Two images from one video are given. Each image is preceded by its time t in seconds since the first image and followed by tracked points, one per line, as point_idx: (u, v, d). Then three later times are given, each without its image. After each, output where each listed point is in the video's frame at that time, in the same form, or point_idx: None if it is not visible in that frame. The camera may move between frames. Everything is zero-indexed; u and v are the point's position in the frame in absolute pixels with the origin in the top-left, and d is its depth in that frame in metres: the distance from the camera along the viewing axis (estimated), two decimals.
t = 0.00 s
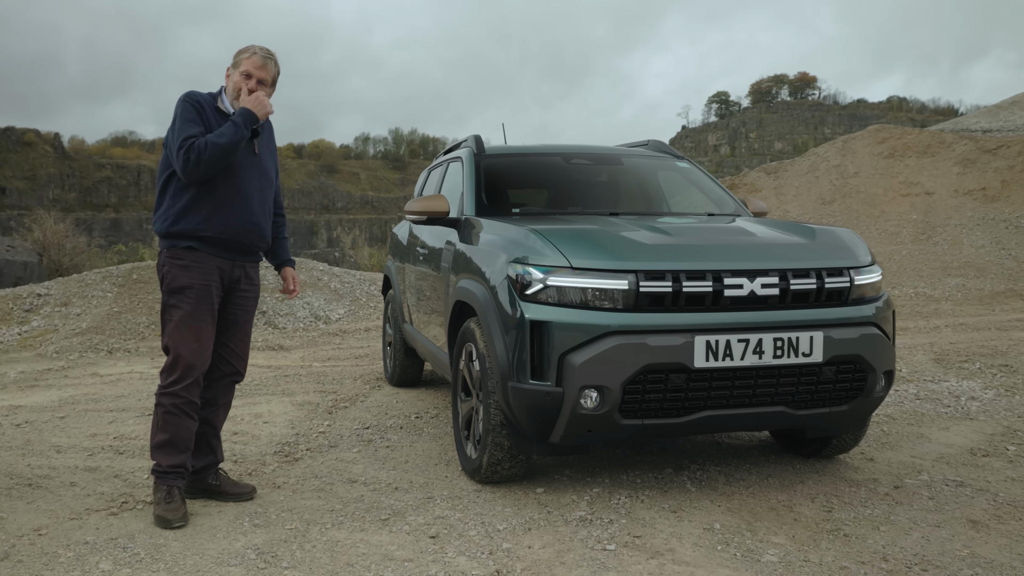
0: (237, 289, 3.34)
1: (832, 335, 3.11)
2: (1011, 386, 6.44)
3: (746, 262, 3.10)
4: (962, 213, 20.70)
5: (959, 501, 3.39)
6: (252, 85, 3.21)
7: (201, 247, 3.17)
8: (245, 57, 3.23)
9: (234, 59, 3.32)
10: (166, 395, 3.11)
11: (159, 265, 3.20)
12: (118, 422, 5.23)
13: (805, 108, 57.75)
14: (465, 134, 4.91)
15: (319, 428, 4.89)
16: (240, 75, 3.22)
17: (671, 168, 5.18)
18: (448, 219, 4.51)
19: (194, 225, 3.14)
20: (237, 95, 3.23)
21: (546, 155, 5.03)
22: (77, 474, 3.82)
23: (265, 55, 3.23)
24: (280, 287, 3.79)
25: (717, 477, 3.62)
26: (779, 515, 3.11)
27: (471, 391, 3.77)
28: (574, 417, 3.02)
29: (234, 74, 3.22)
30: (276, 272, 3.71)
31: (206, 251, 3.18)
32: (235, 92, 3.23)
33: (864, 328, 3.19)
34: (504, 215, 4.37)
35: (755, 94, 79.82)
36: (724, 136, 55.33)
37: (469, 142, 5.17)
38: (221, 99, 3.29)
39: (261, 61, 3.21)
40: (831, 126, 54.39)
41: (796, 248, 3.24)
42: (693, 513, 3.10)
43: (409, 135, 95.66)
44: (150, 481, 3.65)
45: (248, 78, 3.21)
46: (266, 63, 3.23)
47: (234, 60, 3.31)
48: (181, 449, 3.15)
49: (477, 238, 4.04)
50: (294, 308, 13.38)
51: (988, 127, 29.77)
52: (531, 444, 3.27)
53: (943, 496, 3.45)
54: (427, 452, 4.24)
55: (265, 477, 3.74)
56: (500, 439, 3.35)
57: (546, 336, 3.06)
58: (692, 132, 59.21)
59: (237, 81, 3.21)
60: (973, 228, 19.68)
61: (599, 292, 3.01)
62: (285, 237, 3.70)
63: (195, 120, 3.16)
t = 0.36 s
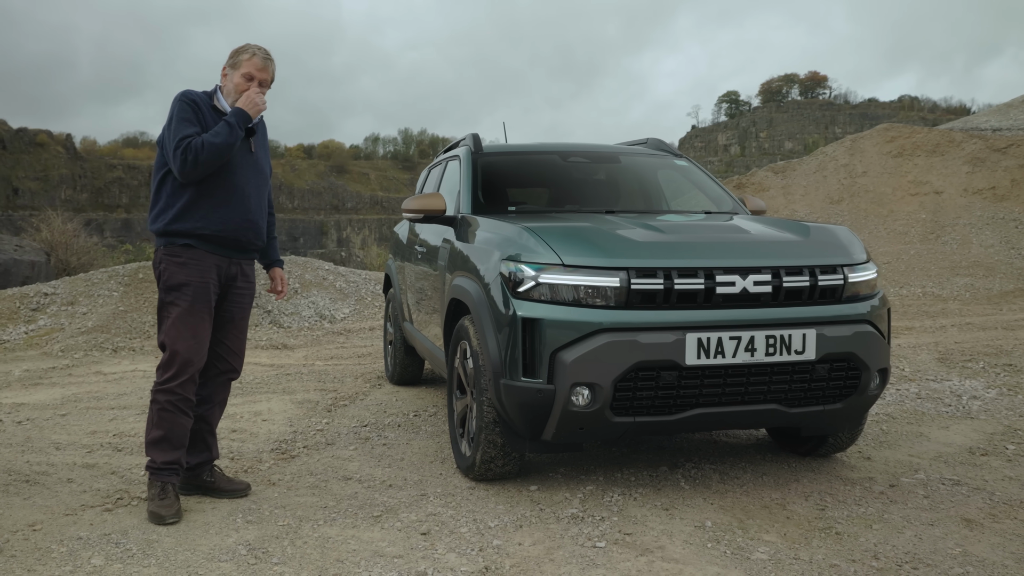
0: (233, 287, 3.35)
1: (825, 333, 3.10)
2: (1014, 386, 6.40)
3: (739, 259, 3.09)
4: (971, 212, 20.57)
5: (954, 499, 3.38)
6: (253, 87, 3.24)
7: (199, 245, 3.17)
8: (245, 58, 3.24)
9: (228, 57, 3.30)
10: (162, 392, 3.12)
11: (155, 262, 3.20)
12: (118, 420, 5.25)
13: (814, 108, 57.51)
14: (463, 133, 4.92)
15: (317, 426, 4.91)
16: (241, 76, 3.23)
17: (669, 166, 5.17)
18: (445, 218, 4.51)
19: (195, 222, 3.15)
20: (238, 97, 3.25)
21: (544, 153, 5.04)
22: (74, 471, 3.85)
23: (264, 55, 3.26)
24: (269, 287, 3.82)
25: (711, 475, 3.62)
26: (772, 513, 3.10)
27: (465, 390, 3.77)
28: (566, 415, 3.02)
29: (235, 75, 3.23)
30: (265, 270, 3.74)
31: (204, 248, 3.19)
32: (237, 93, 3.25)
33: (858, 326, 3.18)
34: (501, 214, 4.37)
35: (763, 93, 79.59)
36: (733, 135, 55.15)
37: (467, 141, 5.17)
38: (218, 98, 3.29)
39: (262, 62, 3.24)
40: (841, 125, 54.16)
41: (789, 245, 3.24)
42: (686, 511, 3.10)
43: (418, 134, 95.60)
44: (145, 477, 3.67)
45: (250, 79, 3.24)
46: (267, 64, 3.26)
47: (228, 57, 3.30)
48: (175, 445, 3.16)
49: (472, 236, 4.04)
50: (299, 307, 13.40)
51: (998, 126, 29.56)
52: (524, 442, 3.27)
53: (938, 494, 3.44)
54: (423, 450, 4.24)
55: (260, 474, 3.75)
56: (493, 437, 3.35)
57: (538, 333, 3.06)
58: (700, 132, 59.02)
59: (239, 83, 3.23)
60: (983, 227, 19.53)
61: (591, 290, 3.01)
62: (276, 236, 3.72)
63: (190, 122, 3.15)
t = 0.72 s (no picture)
0: (232, 286, 3.37)
1: (817, 332, 3.10)
2: (1017, 386, 6.37)
3: (731, 259, 3.10)
4: (980, 211, 20.46)
5: (948, 499, 3.37)
6: (265, 93, 3.34)
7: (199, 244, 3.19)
8: (253, 64, 3.26)
9: (227, 58, 3.27)
10: (161, 391, 3.15)
11: (154, 260, 3.22)
12: (119, 419, 5.28)
13: (822, 108, 57.31)
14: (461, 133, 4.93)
15: (316, 426, 4.92)
16: (253, 84, 3.28)
17: (667, 166, 5.17)
18: (442, 218, 4.52)
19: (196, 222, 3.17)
20: (250, 103, 3.32)
21: (542, 153, 5.05)
22: (72, 469, 3.88)
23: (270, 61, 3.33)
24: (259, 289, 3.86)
25: (705, 475, 3.62)
26: (764, 512, 3.10)
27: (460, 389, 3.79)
28: (558, 414, 3.04)
29: (247, 82, 3.27)
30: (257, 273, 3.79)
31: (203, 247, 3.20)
32: (249, 100, 3.31)
33: (851, 326, 3.18)
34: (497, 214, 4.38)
35: (771, 93, 79.40)
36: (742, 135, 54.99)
37: (465, 141, 5.18)
38: (221, 101, 3.30)
39: (273, 70, 3.32)
40: (849, 124, 53.96)
41: (781, 245, 3.24)
42: (678, 510, 3.10)
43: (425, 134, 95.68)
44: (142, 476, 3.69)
45: (261, 86, 3.32)
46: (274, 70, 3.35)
47: (227, 59, 3.27)
48: (172, 444, 3.18)
49: (467, 237, 4.05)
50: (304, 307, 13.43)
51: (1008, 125, 29.41)
52: (517, 441, 3.28)
53: (933, 494, 3.43)
54: (420, 449, 4.26)
55: (257, 473, 3.77)
56: (486, 436, 3.37)
57: (530, 333, 3.07)
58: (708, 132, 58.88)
59: (252, 90, 3.29)
60: (992, 227, 19.41)
61: (583, 290, 3.01)
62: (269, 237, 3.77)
63: (173, 128, 3.11)
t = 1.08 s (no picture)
0: (226, 287, 3.39)
1: (812, 334, 3.10)
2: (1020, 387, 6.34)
3: (725, 261, 3.10)
4: (988, 211, 20.36)
5: (944, 501, 3.37)
6: (260, 94, 3.35)
7: (190, 243, 3.20)
8: (246, 64, 3.28)
9: (222, 60, 3.30)
10: (156, 392, 3.17)
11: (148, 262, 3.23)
12: (121, 419, 5.32)
13: (831, 107, 57.12)
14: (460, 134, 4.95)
15: (316, 426, 4.95)
16: (246, 84, 3.30)
17: (667, 167, 5.17)
18: (441, 219, 4.54)
19: (186, 221, 3.18)
20: (243, 103, 3.32)
21: (542, 155, 5.06)
22: (72, 469, 3.91)
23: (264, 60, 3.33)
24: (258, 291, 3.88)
25: (701, 476, 3.62)
26: (758, 514, 3.11)
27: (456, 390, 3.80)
28: (551, 416, 3.04)
29: (240, 82, 3.28)
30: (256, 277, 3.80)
31: (195, 247, 3.21)
32: (242, 100, 3.32)
33: (846, 328, 3.17)
34: (495, 216, 4.39)
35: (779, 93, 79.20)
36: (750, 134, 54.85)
37: (465, 142, 5.20)
38: (216, 102, 3.32)
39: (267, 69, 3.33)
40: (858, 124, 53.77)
41: (776, 246, 3.24)
42: (672, 512, 3.11)
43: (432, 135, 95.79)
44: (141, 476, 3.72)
45: (254, 86, 3.32)
46: (268, 69, 3.35)
47: (222, 61, 3.30)
48: (168, 444, 3.21)
49: (465, 239, 4.06)
50: (309, 307, 13.48)
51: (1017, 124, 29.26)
52: (512, 442, 3.29)
53: (929, 496, 3.43)
54: (418, 450, 4.28)
55: (255, 474, 3.80)
56: (482, 437, 3.38)
57: (524, 335, 3.08)
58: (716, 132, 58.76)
59: (245, 90, 3.30)
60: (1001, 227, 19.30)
61: (577, 292, 3.02)
62: (268, 240, 3.80)
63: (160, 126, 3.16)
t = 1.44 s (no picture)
0: (221, 288, 3.41)
1: (807, 336, 3.09)
2: None
3: (719, 262, 3.10)
4: (999, 210, 20.23)
5: (941, 503, 3.35)
6: (238, 87, 3.32)
7: (181, 244, 3.22)
8: (225, 60, 3.31)
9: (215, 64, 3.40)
10: (151, 393, 3.19)
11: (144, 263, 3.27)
12: (124, 419, 5.36)
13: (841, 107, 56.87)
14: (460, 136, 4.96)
15: (317, 426, 4.97)
16: (223, 78, 3.31)
17: (667, 168, 5.17)
18: (440, 220, 4.55)
19: (176, 222, 3.20)
20: (220, 97, 3.31)
21: (542, 155, 5.06)
22: (73, 469, 3.94)
23: (245, 56, 3.32)
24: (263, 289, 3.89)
25: (699, 477, 3.62)
26: (753, 516, 3.10)
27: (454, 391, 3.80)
28: (546, 417, 3.05)
29: (217, 77, 3.31)
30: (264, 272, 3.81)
31: (186, 247, 3.23)
32: (219, 94, 3.31)
33: (841, 330, 3.16)
34: (494, 216, 4.40)
35: (789, 92, 78.92)
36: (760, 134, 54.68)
37: (465, 144, 5.21)
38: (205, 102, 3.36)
39: (242, 62, 3.30)
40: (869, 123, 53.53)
41: (771, 248, 3.23)
42: (667, 513, 3.11)
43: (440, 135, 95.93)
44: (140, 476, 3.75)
45: (232, 81, 3.31)
46: (247, 64, 3.32)
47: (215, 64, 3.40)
48: (165, 445, 3.23)
49: (462, 240, 4.07)
50: (316, 307, 13.53)
51: None
52: (508, 444, 3.30)
53: (926, 498, 3.42)
54: (417, 450, 4.29)
55: (253, 474, 3.82)
56: (478, 438, 3.39)
57: (519, 336, 3.09)
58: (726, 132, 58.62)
59: (222, 84, 3.31)
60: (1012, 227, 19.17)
61: (570, 293, 3.03)
62: (274, 240, 3.80)
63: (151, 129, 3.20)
